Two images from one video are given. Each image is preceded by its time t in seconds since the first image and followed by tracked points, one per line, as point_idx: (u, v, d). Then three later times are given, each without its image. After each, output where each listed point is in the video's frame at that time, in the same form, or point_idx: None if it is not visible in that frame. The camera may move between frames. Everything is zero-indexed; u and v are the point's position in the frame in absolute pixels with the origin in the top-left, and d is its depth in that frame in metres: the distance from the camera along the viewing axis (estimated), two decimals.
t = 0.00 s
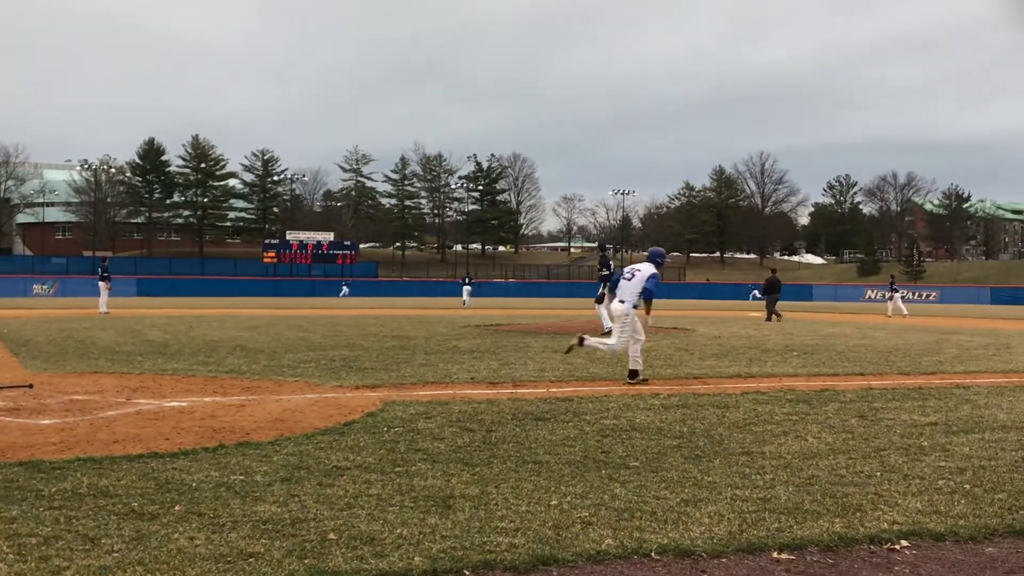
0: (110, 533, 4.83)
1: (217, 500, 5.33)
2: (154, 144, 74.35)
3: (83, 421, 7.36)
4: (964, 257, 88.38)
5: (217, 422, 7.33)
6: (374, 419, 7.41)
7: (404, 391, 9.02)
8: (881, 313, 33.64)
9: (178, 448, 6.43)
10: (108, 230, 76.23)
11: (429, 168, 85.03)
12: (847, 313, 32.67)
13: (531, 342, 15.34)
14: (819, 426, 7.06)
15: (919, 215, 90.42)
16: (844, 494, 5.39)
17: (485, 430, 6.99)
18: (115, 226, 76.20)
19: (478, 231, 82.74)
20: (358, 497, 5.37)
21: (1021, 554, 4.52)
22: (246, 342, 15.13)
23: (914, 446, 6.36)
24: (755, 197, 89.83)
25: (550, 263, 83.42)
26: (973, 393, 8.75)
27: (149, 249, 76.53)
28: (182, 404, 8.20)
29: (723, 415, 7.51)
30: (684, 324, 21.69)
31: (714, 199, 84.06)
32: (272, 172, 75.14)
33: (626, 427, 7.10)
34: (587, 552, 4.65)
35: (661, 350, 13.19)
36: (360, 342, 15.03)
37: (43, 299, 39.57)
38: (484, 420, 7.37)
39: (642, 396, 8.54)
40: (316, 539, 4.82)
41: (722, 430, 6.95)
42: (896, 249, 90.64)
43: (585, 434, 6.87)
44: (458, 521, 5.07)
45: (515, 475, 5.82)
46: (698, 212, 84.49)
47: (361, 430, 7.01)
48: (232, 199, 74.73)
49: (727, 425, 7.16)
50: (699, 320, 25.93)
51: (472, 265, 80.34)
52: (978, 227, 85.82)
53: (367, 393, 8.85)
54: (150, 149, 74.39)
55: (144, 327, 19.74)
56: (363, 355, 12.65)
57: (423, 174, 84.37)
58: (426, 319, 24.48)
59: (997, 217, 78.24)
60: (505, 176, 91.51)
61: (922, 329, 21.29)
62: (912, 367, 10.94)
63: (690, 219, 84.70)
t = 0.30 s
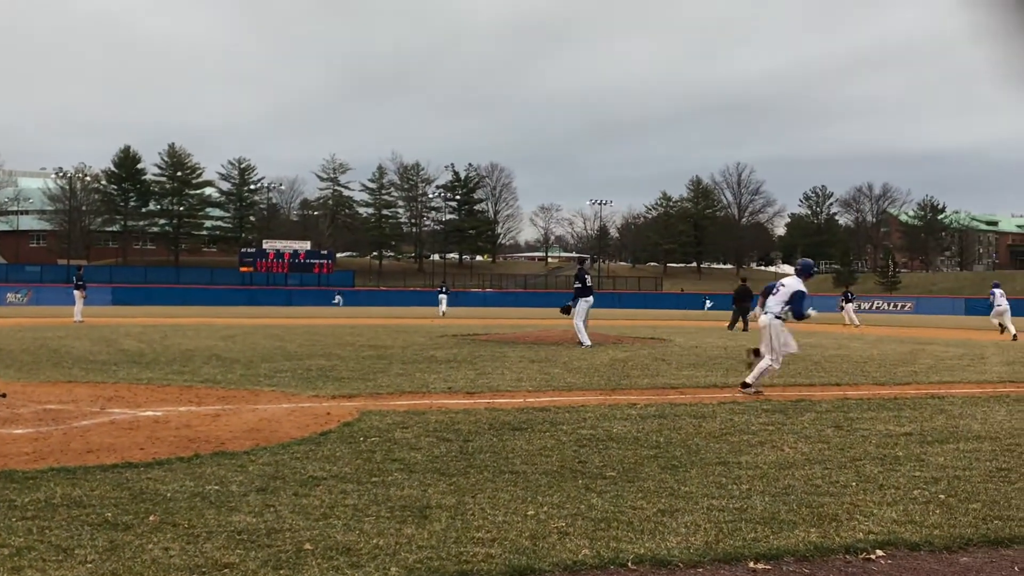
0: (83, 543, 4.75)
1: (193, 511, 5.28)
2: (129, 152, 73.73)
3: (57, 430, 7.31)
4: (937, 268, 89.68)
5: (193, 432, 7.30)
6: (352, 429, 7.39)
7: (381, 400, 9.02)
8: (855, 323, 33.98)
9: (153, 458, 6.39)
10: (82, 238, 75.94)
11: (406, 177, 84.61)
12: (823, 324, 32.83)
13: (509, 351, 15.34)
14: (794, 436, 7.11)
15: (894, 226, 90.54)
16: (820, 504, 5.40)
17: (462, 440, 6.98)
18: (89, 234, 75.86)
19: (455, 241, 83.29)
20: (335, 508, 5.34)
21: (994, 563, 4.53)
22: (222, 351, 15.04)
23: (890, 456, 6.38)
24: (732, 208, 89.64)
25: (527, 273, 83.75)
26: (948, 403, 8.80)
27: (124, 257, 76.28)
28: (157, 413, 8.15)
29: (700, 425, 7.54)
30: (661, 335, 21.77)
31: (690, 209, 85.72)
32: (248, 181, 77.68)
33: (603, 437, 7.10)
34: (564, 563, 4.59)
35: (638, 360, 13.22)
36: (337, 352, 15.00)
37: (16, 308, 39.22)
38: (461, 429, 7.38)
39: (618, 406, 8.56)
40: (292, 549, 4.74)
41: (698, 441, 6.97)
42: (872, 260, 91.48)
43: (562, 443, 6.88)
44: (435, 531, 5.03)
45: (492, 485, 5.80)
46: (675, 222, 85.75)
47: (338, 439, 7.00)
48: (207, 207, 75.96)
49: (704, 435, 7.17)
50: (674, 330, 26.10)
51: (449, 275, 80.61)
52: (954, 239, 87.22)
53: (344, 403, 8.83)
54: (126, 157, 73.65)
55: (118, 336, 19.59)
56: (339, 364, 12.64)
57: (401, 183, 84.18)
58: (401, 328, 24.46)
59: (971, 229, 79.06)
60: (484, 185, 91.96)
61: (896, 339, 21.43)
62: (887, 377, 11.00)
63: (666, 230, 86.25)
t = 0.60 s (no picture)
0: (64, 549, 4.72)
1: (175, 516, 5.26)
2: (112, 155, 73.96)
3: (36, 435, 7.27)
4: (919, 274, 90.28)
5: (174, 436, 7.27)
6: (334, 434, 7.37)
7: (365, 405, 9.00)
8: (837, 329, 34.15)
9: (134, 463, 6.37)
10: (64, 241, 75.78)
11: (390, 182, 85.27)
12: (804, 330, 32.99)
13: (492, 356, 15.33)
14: (777, 441, 7.13)
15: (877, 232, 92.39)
16: (803, 509, 5.41)
17: (445, 445, 6.98)
18: (71, 237, 75.71)
19: (439, 245, 83.18)
20: (317, 514, 5.32)
21: (973, 568, 4.55)
22: (204, 356, 14.95)
23: (872, 461, 6.42)
24: (715, 214, 88.26)
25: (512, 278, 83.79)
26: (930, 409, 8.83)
27: (106, 261, 76.01)
28: (138, 418, 8.11)
29: (683, 430, 7.55)
30: (645, 340, 21.82)
31: (674, 215, 86.44)
32: (231, 185, 77.21)
33: (586, 442, 7.11)
34: (545, 567, 4.58)
35: (621, 366, 13.23)
36: (320, 356, 14.98)
37: None
38: (444, 434, 7.36)
39: (602, 411, 8.56)
40: (275, 554, 4.72)
41: (681, 446, 6.98)
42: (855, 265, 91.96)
43: (546, 448, 6.88)
44: (418, 535, 5.02)
45: (475, 490, 5.80)
46: (658, 227, 86.25)
47: (321, 444, 6.98)
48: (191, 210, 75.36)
49: (687, 440, 7.18)
50: (657, 335, 26.21)
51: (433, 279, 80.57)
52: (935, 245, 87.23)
53: (328, 407, 8.81)
54: (108, 160, 73.81)
55: (98, 339, 19.53)
56: (322, 369, 12.61)
57: (384, 188, 84.45)
58: (385, 333, 24.47)
59: (952, 232, 78.90)
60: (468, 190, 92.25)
61: (877, 345, 21.52)
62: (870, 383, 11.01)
63: (649, 235, 86.73)
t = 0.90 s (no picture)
0: (53, 550, 4.70)
1: (164, 518, 5.24)
2: (102, 156, 74.02)
3: (26, 436, 7.28)
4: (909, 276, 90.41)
5: (164, 438, 7.27)
6: (324, 436, 7.36)
7: (356, 407, 9.02)
8: (828, 331, 34.26)
9: (123, 465, 6.36)
10: (53, 242, 75.64)
11: (381, 183, 85.46)
12: (795, 332, 33.05)
13: (483, 358, 15.34)
14: (766, 443, 7.15)
15: (866, 235, 92.60)
16: (793, 512, 5.42)
17: (435, 446, 6.98)
18: (61, 238, 75.53)
19: (430, 246, 82.81)
20: (306, 516, 5.31)
21: (962, 571, 4.56)
22: (195, 358, 14.93)
23: (861, 464, 6.44)
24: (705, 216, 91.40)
25: (503, 279, 83.81)
26: (920, 412, 8.85)
27: (96, 261, 75.79)
28: (129, 419, 8.11)
29: (674, 433, 7.56)
30: (635, 342, 21.88)
31: (664, 216, 85.92)
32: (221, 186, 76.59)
33: (576, 444, 7.12)
34: (535, 568, 4.58)
35: (612, 368, 13.24)
36: (311, 358, 14.98)
37: None
38: (435, 436, 7.35)
39: (591, 413, 8.58)
40: (264, 556, 4.72)
41: (670, 448, 6.98)
42: (845, 268, 92.21)
43: (536, 450, 6.88)
44: (407, 537, 5.02)
45: (463, 491, 5.82)
46: (649, 229, 85.89)
47: (311, 446, 6.98)
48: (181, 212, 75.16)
49: (677, 442, 7.18)
50: (647, 337, 26.27)
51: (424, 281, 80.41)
52: (926, 248, 87.49)
53: (319, 409, 8.81)
54: (98, 161, 73.84)
55: (89, 341, 19.49)
56: (313, 370, 12.61)
57: (375, 190, 84.52)
58: (376, 335, 24.47)
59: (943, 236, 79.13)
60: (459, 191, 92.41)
61: (867, 348, 21.58)
62: (860, 386, 11.03)
63: (640, 237, 86.53)
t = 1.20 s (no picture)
0: (53, 549, 4.71)
1: (163, 517, 5.25)
2: (104, 156, 73.86)
3: (26, 435, 7.28)
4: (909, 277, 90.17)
5: (165, 437, 7.27)
6: (324, 435, 7.37)
7: (357, 406, 9.01)
8: (828, 332, 34.24)
9: (123, 464, 6.36)
10: (55, 241, 75.68)
11: (381, 183, 84.92)
12: (795, 333, 33.07)
13: (483, 358, 15.33)
14: (766, 444, 7.15)
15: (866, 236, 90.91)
16: (792, 512, 5.42)
17: (436, 446, 6.98)
18: (63, 237, 75.66)
19: (430, 246, 82.79)
20: (307, 515, 5.32)
21: (962, 572, 4.56)
22: (195, 357, 14.95)
23: (861, 465, 6.44)
24: (706, 217, 90.49)
25: (504, 279, 83.77)
26: (919, 413, 8.85)
27: (97, 260, 75.74)
28: (129, 418, 8.11)
29: (674, 433, 7.56)
30: (635, 343, 21.86)
31: (665, 217, 85.92)
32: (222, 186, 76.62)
33: (576, 444, 7.12)
34: (534, 569, 4.58)
35: (612, 368, 13.22)
36: (311, 357, 14.97)
37: None
38: (435, 436, 7.35)
39: (592, 413, 8.58)
40: (264, 555, 4.71)
41: (671, 449, 6.98)
42: (847, 269, 92.13)
43: (536, 450, 6.88)
44: (407, 537, 5.02)
45: (464, 491, 5.82)
46: (649, 229, 85.60)
47: (311, 445, 6.99)
48: (182, 211, 74.81)
49: (677, 443, 7.18)
50: (647, 337, 26.26)
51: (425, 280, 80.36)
52: (927, 249, 87.43)
53: (319, 408, 8.81)
54: (99, 160, 73.62)
55: (89, 339, 19.50)
56: (314, 370, 12.60)
57: (375, 189, 84.46)
58: (377, 334, 24.48)
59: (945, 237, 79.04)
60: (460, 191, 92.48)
61: (867, 349, 21.56)
62: (861, 387, 11.02)
63: (640, 236, 86.08)
